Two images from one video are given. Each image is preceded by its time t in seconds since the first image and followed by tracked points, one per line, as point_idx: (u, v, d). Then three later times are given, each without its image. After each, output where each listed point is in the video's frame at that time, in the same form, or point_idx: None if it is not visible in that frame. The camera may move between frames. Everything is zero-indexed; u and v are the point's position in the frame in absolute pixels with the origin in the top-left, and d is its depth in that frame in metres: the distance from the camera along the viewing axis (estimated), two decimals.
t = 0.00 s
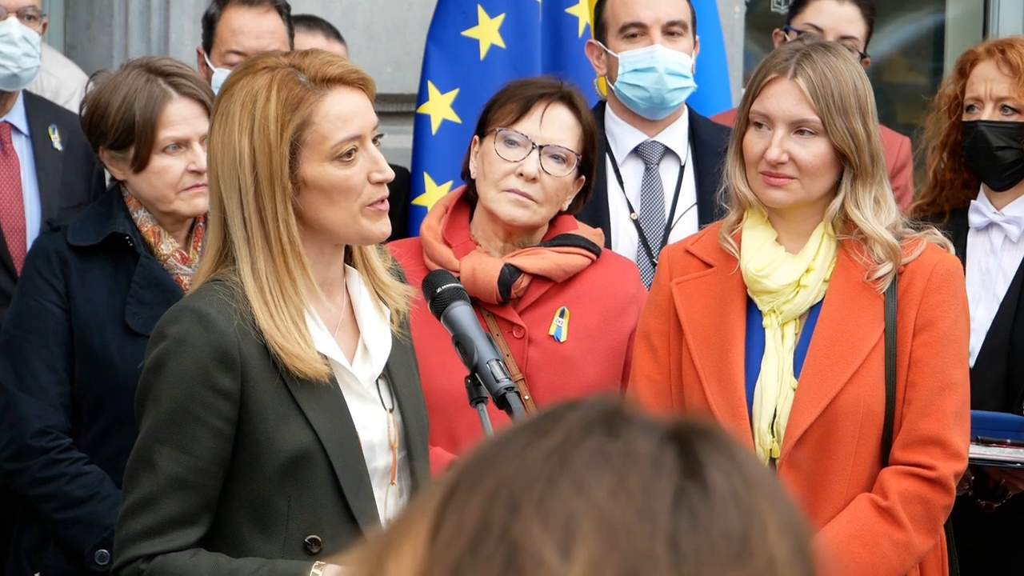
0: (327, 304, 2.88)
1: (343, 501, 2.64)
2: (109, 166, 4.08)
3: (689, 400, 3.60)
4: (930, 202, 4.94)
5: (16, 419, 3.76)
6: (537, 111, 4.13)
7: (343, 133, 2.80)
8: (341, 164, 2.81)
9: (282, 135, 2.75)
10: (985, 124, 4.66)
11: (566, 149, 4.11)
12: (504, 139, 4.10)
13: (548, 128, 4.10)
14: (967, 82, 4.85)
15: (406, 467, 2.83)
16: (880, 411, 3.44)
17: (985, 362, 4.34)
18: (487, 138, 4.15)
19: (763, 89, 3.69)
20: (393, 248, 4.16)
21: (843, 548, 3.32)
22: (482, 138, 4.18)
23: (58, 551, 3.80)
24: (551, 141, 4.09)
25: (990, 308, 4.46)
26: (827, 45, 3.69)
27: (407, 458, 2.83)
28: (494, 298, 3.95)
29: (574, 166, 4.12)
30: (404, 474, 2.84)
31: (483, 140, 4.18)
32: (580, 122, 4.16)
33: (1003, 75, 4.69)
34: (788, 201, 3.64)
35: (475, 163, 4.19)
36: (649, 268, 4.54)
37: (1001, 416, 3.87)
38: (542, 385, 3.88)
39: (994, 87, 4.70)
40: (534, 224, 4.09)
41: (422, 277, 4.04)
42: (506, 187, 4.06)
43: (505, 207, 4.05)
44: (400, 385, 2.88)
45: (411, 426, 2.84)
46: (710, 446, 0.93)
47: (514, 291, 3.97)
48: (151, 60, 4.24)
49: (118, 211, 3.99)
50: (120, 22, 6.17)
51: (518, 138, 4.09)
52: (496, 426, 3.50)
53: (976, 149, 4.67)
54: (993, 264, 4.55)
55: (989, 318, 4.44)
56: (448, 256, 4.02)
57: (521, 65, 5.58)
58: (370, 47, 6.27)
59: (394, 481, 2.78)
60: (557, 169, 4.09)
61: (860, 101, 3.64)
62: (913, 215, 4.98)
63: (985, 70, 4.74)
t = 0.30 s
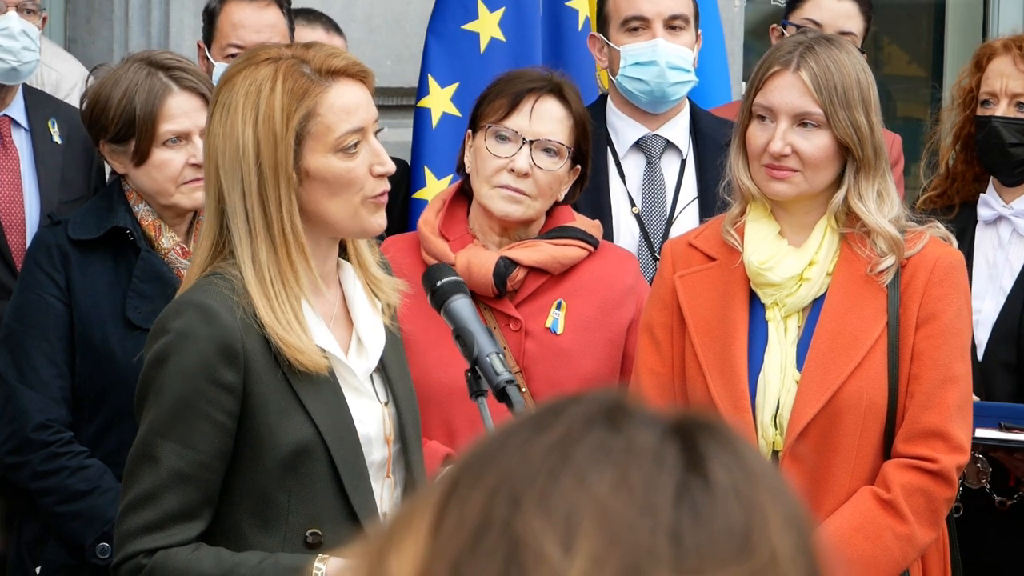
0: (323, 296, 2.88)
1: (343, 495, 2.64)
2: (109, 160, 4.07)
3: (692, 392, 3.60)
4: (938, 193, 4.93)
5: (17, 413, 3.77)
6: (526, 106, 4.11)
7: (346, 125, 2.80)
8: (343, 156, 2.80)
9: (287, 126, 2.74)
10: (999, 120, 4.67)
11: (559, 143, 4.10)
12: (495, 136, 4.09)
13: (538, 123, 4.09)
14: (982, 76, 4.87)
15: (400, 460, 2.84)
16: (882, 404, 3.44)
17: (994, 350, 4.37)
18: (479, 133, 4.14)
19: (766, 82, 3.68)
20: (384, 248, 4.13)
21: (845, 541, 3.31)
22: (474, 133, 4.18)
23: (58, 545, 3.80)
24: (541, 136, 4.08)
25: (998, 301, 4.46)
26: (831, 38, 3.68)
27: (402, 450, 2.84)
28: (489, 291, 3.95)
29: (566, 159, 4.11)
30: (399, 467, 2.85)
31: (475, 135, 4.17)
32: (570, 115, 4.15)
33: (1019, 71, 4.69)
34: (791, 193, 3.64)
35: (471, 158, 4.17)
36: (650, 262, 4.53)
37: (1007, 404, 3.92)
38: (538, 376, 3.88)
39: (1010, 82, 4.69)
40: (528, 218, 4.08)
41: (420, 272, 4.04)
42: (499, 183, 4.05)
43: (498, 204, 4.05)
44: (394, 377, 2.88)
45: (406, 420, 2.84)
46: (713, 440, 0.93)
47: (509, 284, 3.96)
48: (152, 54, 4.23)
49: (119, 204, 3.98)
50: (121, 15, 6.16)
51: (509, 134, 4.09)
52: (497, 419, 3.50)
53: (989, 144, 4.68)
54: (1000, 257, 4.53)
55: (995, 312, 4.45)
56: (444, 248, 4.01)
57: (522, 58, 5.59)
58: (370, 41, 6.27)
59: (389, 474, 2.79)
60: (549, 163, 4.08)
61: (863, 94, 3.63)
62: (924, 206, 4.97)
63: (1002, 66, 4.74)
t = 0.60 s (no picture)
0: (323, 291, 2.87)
1: (343, 493, 2.65)
2: (116, 153, 4.07)
3: (701, 386, 3.59)
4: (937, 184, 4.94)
5: (25, 406, 3.76)
6: (529, 99, 4.11)
7: (367, 125, 2.79)
8: (363, 156, 2.79)
9: (311, 123, 2.71)
10: (1010, 118, 4.63)
11: (563, 135, 4.10)
12: (499, 130, 4.09)
13: (542, 116, 4.09)
14: (987, 71, 4.84)
15: (398, 455, 2.84)
16: (892, 397, 3.43)
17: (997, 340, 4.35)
18: (484, 126, 4.13)
19: (775, 75, 3.67)
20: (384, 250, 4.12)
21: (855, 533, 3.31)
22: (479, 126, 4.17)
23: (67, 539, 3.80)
24: (546, 128, 4.08)
25: (1000, 295, 4.45)
26: (840, 31, 3.67)
27: (399, 445, 2.84)
28: (496, 284, 3.95)
29: (571, 152, 4.11)
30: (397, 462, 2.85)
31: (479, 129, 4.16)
32: (574, 107, 4.15)
33: None
34: (800, 186, 3.63)
35: (475, 151, 4.16)
36: (659, 256, 4.53)
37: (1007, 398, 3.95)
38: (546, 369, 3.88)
39: (1019, 79, 4.68)
40: (535, 211, 4.08)
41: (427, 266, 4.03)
42: (504, 176, 4.05)
43: (503, 197, 4.04)
44: (391, 373, 2.89)
45: (403, 416, 2.85)
46: (724, 434, 0.93)
47: (516, 277, 3.97)
48: (158, 47, 4.23)
49: (126, 198, 3.98)
50: (127, 9, 6.16)
51: (513, 127, 4.08)
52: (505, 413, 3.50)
53: (1000, 142, 4.64)
54: (1003, 251, 4.53)
55: (998, 306, 4.43)
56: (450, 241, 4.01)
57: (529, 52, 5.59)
58: (377, 34, 6.26)
59: (387, 470, 2.80)
60: (553, 156, 4.08)
61: (873, 87, 3.62)
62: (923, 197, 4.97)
63: (1009, 62, 4.72)
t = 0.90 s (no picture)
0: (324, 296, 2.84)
1: (342, 502, 2.63)
2: (126, 157, 4.08)
3: (710, 390, 3.59)
4: (939, 187, 4.94)
5: (34, 410, 3.77)
6: (536, 103, 4.11)
7: (399, 137, 2.84)
8: (393, 166, 2.86)
9: (361, 136, 2.71)
10: (1012, 125, 4.62)
11: (571, 140, 4.10)
12: (506, 135, 4.09)
13: (549, 120, 4.09)
14: (989, 76, 4.80)
15: (394, 461, 2.85)
16: (900, 402, 3.43)
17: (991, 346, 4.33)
18: (492, 131, 4.13)
19: (784, 79, 3.67)
20: (389, 260, 4.10)
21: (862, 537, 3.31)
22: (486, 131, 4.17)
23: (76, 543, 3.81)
24: (553, 133, 4.08)
25: (998, 300, 4.47)
26: (850, 35, 3.67)
27: (396, 451, 2.84)
28: (506, 288, 3.95)
29: (578, 156, 4.11)
30: (393, 467, 2.86)
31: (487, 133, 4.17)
32: (581, 111, 4.15)
33: None
34: (809, 191, 3.63)
35: (484, 156, 4.17)
36: (667, 261, 4.51)
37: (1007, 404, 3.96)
38: (556, 372, 3.88)
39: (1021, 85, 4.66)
40: (542, 216, 4.08)
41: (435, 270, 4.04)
42: (512, 181, 4.05)
43: (511, 202, 4.05)
44: (388, 381, 2.89)
45: (400, 422, 2.85)
46: (734, 438, 0.92)
47: (526, 281, 3.97)
48: (168, 51, 4.25)
49: (135, 202, 3.99)
50: (136, 14, 6.17)
51: (520, 131, 4.08)
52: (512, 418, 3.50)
53: (999, 148, 4.63)
54: (1001, 256, 4.55)
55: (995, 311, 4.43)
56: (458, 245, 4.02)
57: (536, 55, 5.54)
58: (385, 39, 6.28)
59: (383, 476, 2.80)
60: (561, 160, 4.08)
61: (883, 92, 3.62)
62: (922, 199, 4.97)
63: (1011, 68, 4.70)
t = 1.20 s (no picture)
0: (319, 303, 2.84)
1: (342, 511, 2.63)
2: (128, 163, 4.09)
3: (712, 397, 3.60)
4: (932, 197, 4.93)
5: (36, 416, 3.78)
6: (531, 113, 4.10)
7: (396, 142, 2.85)
8: (388, 171, 2.87)
9: (359, 143, 2.72)
10: (1002, 131, 4.65)
11: (567, 148, 4.10)
12: (503, 146, 4.09)
13: (546, 130, 4.09)
14: (979, 84, 4.82)
15: (390, 466, 2.85)
16: (902, 409, 3.43)
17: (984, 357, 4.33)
18: (489, 142, 4.13)
19: (786, 86, 3.68)
20: (388, 268, 4.10)
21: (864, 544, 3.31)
22: (481, 141, 4.16)
23: (78, 549, 3.82)
24: (550, 142, 4.08)
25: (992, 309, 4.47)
26: (851, 42, 3.67)
27: (391, 456, 2.85)
28: (506, 295, 3.95)
29: (575, 164, 4.11)
30: (388, 472, 2.86)
31: (482, 144, 4.16)
32: (576, 118, 4.15)
33: (1020, 80, 4.68)
34: (811, 198, 3.63)
35: (479, 168, 4.16)
36: (671, 268, 4.53)
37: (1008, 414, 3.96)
38: (558, 379, 3.88)
39: (1011, 92, 4.69)
40: (540, 225, 4.08)
41: (435, 276, 4.03)
42: (511, 193, 4.05)
43: (510, 213, 4.05)
44: (383, 386, 2.88)
45: (393, 428, 2.85)
46: (735, 442, 0.93)
47: (526, 288, 3.97)
48: (171, 58, 4.25)
49: (137, 209, 3.99)
50: (138, 22, 6.19)
51: (517, 142, 4.08)
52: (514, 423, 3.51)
53: (990, 154, 4.66)
54: (994, 264, 4.55)
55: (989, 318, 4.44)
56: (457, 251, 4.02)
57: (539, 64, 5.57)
58: (387, 46, 6.29)
59: (379, 482, 2.80)
60: (558, 168, 4.08)
61: (885, 99, 3.62)
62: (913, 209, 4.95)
63: (1001, 75, 4.73)
